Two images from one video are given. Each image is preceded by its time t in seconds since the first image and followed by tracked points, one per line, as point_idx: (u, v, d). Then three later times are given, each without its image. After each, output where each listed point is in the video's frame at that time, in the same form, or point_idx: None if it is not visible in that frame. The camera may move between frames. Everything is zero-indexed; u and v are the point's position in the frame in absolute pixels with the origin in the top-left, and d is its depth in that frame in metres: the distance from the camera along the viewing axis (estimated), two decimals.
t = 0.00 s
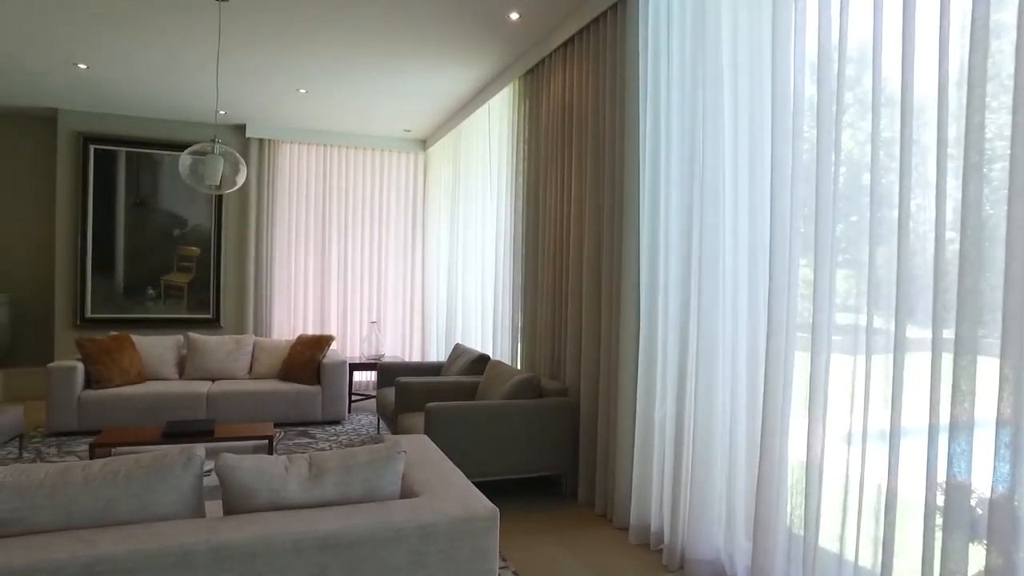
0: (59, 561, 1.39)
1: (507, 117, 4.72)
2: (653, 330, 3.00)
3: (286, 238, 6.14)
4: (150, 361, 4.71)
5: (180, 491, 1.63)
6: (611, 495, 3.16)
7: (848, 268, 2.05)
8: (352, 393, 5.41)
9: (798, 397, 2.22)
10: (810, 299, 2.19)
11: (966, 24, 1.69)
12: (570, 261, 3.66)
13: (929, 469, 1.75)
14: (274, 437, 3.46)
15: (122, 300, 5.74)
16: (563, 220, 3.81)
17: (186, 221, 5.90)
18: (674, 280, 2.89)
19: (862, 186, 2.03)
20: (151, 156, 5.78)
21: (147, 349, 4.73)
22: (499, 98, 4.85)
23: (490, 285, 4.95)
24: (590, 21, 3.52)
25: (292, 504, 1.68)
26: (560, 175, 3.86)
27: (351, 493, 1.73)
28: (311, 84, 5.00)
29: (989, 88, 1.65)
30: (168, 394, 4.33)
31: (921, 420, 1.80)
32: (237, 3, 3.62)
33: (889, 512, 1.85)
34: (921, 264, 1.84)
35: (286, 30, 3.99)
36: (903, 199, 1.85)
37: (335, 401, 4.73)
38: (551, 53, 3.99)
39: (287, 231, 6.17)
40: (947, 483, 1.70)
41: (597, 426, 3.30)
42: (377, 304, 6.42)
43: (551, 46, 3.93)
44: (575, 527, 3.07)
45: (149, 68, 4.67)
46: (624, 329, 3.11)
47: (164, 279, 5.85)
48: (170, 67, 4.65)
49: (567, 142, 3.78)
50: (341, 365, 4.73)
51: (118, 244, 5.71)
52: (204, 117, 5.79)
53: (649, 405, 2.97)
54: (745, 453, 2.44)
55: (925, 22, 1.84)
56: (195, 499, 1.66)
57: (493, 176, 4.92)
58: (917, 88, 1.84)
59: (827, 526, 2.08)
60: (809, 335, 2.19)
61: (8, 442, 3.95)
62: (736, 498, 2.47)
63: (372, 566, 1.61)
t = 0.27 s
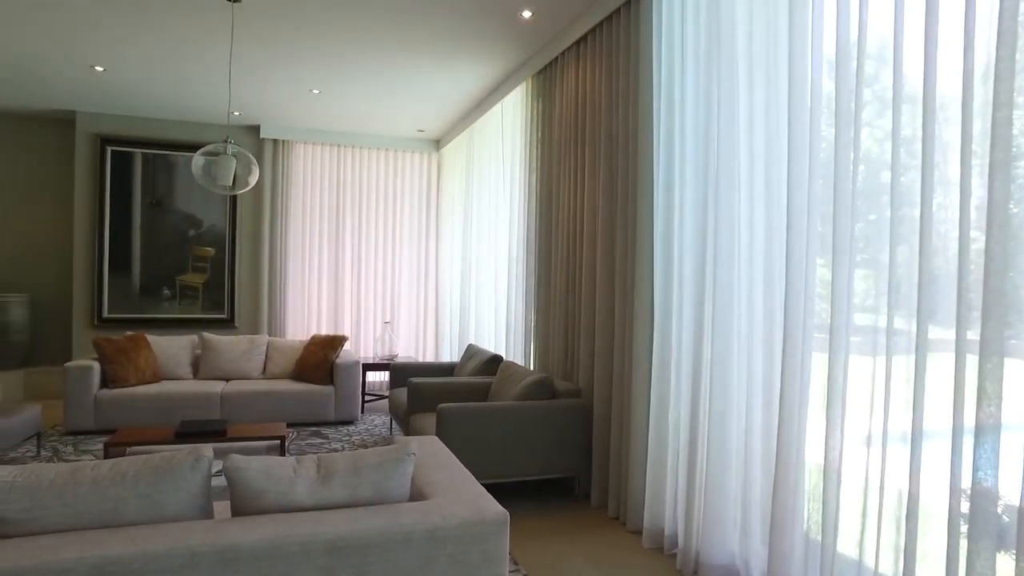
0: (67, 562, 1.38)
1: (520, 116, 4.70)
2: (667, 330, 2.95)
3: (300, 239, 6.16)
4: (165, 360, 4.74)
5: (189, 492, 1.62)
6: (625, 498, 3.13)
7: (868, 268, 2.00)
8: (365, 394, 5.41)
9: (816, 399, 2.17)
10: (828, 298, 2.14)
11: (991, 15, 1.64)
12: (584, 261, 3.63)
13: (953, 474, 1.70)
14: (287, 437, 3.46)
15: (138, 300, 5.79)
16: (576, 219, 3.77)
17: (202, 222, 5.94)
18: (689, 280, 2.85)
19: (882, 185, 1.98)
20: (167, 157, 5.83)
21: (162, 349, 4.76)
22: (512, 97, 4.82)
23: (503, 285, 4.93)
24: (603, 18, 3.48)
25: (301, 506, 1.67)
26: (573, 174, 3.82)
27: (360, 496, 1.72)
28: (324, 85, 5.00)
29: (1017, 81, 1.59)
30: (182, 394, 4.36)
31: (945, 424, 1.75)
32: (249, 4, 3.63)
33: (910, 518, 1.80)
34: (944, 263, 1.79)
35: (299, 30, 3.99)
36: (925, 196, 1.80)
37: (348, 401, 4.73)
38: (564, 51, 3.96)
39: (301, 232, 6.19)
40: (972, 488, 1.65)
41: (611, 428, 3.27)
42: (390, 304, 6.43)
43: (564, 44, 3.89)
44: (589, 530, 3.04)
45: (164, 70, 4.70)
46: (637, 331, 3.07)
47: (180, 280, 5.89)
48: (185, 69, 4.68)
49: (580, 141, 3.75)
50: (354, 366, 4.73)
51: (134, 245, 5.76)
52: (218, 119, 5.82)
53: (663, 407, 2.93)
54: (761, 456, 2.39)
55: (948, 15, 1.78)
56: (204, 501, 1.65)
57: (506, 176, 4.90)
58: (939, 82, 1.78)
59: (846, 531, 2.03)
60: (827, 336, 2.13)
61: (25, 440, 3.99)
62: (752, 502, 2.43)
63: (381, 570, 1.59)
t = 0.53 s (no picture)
0: (72, 563, 1.37)
1: (533, 115, 4.67)
2: (681, 330, 2.91)
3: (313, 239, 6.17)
4: (179, 360, 4.76)
5: (195, 493, 1.61)
6: (637, 501, 3.09)
7: (888, 267, 1.95)
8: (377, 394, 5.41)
9: (833, 402, 2.12)
10: (846, 298, 2.09)
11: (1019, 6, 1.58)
12: (597, 260, 3.59)
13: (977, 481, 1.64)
14: (298, 437, 3.46)
15: (153, 300, 5.83)
16: (589, 218, 3.74)
17: (216, 222, 5.97)
18: (703, 280, 2.80)
19: (902, 183, 1.92)
20: (182, 158, 5.87)
21: (177, 349, 4.79)
22: (525, 95, 4.79)
23: (516, 285, 4.90)
24: (616, 14, 3.44)
25: (308, 508, 1.65)
26: (586, 172, 3.79)
27: (367, 498, 1.70)
28: (337, 85, 5.00)
29: None
30: (196, 393, 4.37)
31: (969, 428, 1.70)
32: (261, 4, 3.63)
33: (932, 525, 1.75)
34: (967, 263, 1.73)
35: (311, 30, 3.99)
36: (948, 194, 1.74)
37: (361, 401, 4.73)
38: (577, 48, 3.93)
39: (314, 232, 6.20)
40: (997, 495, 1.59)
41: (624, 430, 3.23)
42: (403, 304, 6.42)
43: (577, 41, 3.86)
44: (601, 533, 3.00)
45: (179, 71, 4.73)
46: (651, 332, 3.02)
47: (194, 280, 5.93)
48: (199, 70, 4.70)
49: (593, 139, 3.71)
50: (366, 366, 4.72)
51: (149, 245, 5.80)
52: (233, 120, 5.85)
53: (676, 409, 2.89)
54: (777, 459, 2.34)
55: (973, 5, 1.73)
56: (211, 502, 1.63)
57: (519, 175, 4.87)
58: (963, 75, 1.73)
59: (864, 537, 1.98)
60: (845, 336, 2.08)
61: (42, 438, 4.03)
62: (767, 506, 2.38)
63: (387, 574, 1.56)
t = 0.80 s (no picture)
0: (75, 563, 1.36)
1: (545, 114, 4.64)
2: (695, 332, 2.86)
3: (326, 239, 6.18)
4: (193, 359, 4.79)
5: (201, 494, 1.59)
6: (650, 504, 3.04)
7: (907, 267, 1.90)
8: (390, 394, 5.40)
9: (851, 405, 2.07)
10: (864, 299, 2.04)
11: None
12: (609, 260, 3.55)
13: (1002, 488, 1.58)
14: (309, 437, 3.46)
15: (168, 299, 5.87)
16: (602, 218, 3.70)
17: (230, 222, 6.00)
18: (716, 280, 2.75)
19: (922, 182, 1.87)
20: (197, 159, 5.90)
21: (191, 348, 4.81)
22: (537, 94, 4.76)
23: (528, 285, 4.87)
24: (628, 11, 3.40)
25: (313, 509, 1.63)
26: (599, 171, 3.75)
27: (373, 500, 1.67)
28: (350, 84, 5.00)
29: None
30: (209, 393, 4.39)
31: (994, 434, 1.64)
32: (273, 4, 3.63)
33: (955, 534, 1.69)
34: (990, 262, 1.67)
35: (322, 30, 3.98)
36: (971, 192, 1.69)
37: (373, 401, 4.73)
38: (589, 46, 3.89)
39: (327, 232, 6.21)
40: None
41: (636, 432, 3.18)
42: (416, 304, 6.41)
43: (590, 39, 3.82)
44: (613, 536, 2.96)
45: (193, 72, 4.75)
46: (664, 333, 2.98)
47: (209, 280, 5.96)
48: (212, 70, 4.71)
49: (605, 137, 3.67)
50: (378, 366, 4.72)
51: (164, 245, 5.85)
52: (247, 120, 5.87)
53: (690, 411, 2.84)
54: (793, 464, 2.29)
55: None
56: (216, 502, 1.62)
57: (531, 174, 4.84)
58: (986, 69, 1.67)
59: (883, 545, 1.93)
60: (863, 337, 2.03)
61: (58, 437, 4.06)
62: (783, 511, 2.33)
63: None
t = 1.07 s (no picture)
0: (79, 563, 1.36)
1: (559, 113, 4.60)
2: (710, 332, 2.81)
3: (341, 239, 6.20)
4: (209, 359, 4.81)
5: (206, 494, 1.58)
6: (664, 507, 3.00)
7: (929, 266, 1.84)
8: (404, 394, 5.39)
9: (870, 407, 2.01)
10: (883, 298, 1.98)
11: None
12: (623, 259, 3.51)
13: None
14: (321, 437, 3.45)
15: (185, 299, 5.92)
16: (615, 216, 3.66)
17: (246, 223, 6.03)
18: (732, 279, 2.70)
19: (945, 179, 1.81)
20: (213, 160, 5.94)
21: (206, 348, 4.84)
22: (551, 93, 4.73)
23: (542, 285, 4.84)
24: (642, 7, 3.35)
25: (319, 511, 1.61)
26: (612, 170, 3.70)
27: (378, 501, 1.65)
28: (363, 84, 5.00)
29: None
30: (224, 392, 4.41)
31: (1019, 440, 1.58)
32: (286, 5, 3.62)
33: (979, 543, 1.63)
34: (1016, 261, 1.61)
35: (335, 30, 3.97)
36: (996, 188, 1.63)
37: (386, 401, 4.72)
38: (603, 43, 3.84)
39: (342, 232, 6.23)
40: None
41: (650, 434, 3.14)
42: (431, 304, 6.41)
43: (603, 35, 3.77)
44: (626, 540, 2.92)
45: (208, 73, 4.77)
46: (678, 333, 2.93)
47: (225, 280, 6.00)
48: (228, 71, 4.74)
49: (619, 135, 3.63)
50: (391, 366, 4.71)
51: (181, 245, 5.90)
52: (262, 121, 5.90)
53: (705, 413, 2.79)
54: (810, 467, 2.23)
55: None
56: (222, 503, 1.61)
57: (545, 173, 4.81)
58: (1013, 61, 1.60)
59: (903, 552, 1.87)
60: (883, 338, 1.97)
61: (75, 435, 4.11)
62: (800, 516, 2.27)
63: None
